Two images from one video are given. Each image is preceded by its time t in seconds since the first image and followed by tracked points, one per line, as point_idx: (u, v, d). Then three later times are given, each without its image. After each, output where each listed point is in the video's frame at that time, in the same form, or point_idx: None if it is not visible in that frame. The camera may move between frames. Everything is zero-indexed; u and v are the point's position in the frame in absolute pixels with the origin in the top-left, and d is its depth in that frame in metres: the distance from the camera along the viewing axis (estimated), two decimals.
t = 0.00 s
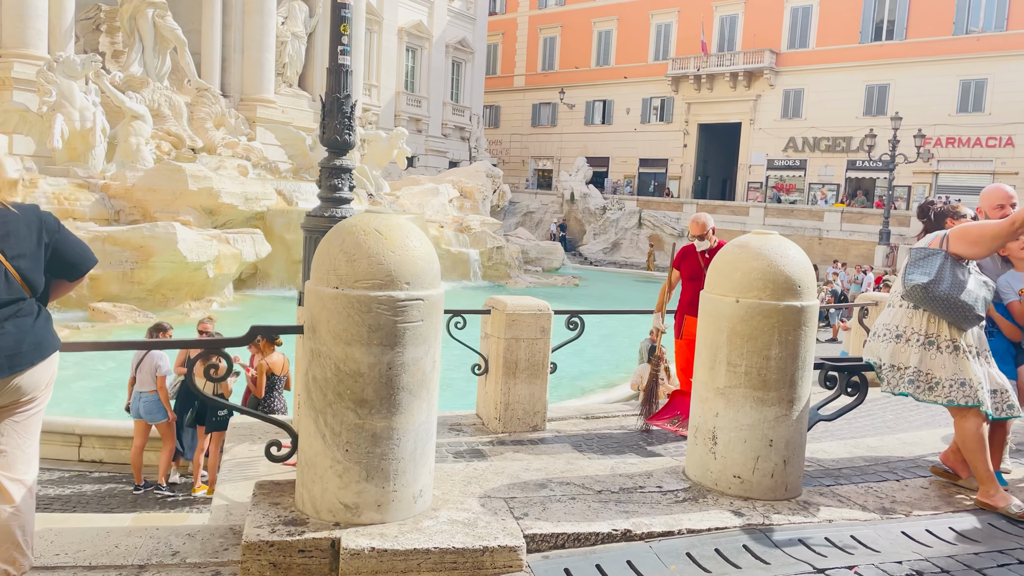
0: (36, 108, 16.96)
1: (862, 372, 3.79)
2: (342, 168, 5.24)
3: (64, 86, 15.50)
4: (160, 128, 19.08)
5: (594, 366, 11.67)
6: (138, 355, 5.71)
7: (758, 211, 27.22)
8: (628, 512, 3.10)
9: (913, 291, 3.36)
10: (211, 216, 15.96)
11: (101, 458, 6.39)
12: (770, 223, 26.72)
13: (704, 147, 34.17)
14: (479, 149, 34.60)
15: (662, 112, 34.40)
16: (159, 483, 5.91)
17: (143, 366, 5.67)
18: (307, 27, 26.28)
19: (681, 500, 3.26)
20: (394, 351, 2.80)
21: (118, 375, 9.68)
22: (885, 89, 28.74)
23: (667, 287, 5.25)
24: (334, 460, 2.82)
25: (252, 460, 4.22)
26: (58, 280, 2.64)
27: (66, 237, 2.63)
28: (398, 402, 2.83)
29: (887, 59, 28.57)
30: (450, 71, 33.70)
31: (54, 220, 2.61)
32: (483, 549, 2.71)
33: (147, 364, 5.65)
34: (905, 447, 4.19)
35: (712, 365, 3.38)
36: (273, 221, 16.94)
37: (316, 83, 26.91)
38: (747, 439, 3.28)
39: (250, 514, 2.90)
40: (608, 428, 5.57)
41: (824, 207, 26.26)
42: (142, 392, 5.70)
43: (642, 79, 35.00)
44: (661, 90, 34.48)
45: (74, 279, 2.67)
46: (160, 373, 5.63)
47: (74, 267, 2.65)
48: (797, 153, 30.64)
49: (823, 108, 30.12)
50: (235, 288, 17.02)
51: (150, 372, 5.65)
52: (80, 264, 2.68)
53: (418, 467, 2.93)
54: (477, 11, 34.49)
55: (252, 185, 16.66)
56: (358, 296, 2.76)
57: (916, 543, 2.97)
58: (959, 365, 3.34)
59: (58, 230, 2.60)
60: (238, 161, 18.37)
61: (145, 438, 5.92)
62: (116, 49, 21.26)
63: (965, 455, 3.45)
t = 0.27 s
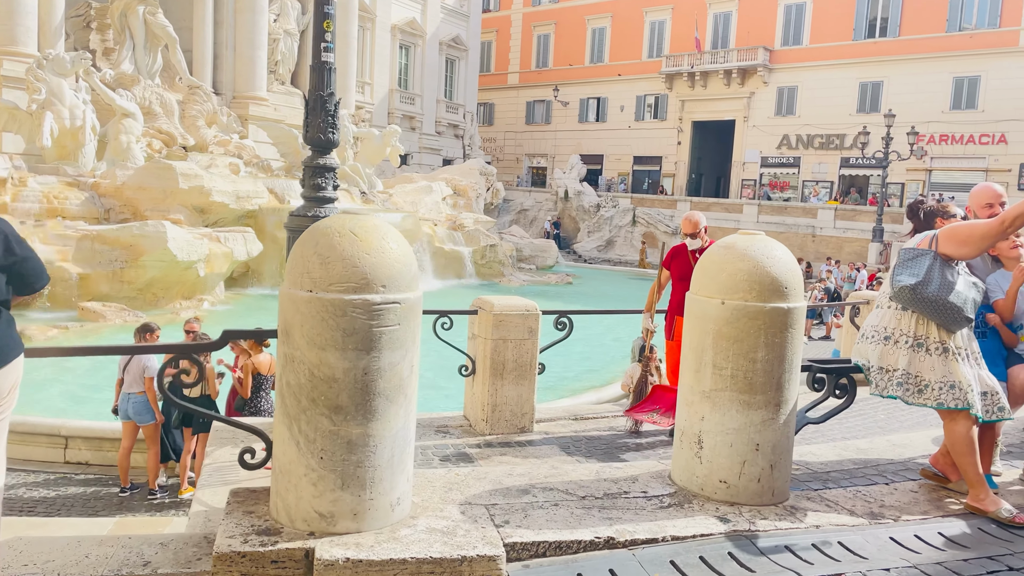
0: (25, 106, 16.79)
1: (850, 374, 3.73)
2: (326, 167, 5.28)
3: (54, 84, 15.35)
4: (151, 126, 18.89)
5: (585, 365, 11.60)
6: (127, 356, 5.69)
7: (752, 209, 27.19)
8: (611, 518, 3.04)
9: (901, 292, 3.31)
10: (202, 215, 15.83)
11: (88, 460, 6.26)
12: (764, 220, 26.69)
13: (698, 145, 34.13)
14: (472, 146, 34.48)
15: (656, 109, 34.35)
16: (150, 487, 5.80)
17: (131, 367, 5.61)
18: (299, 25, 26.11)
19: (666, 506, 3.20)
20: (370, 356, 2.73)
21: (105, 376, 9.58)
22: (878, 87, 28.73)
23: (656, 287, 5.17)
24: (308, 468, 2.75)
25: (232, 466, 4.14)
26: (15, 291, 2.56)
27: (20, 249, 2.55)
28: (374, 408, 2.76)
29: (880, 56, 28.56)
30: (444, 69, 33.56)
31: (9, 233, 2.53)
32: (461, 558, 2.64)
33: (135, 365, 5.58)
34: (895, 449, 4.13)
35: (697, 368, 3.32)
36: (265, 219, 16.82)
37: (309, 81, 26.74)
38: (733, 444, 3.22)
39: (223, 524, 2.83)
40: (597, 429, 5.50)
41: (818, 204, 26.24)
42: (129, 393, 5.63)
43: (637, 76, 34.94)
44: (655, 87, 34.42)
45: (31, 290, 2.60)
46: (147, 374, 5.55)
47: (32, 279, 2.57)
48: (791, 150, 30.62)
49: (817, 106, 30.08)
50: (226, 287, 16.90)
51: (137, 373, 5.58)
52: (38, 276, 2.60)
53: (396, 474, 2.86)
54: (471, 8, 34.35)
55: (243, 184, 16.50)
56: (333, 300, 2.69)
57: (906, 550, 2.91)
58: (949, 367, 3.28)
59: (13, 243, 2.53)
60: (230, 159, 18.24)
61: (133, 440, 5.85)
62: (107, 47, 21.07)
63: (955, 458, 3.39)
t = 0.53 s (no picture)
0: (9, 104, 16.58)
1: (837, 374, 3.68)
2: (308, 166, 5.37)
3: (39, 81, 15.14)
4: (138, 124, 18.68)
5: (575, 364, 11.55)
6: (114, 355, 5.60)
7: (742, 206, 27.21)
8: (593, 522, 2.98)
9: (888, 290, 3.26)
10: (190, 213, 15.67)
11: (70, 462, 6.14)
12: (754, 217, 26.70)
13: (689, 142, 34.14)
14: (463, 144, 34.37)
15: (647, 107, 34.31)
16: (133, 489, 5.67)
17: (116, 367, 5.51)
18: (288, 22, 25.93)
19: (650, 508, 3.14)
20: (345, 358, 2.66)
21: (88, 377, 9.46)
22: (868, 84, 28.77)
23: (646, 285, 5.11)
24: (281, 473, 2.68)
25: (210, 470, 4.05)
26: None
27: None
28: (349, 412, 2.69)
29: (870, 53, 28.62)
30: (434, 66, 33.44)
31: None
32: (438, 565, 2.58)
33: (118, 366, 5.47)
34: (883, 449, 4.08)
35: (681, 369, 3.27)
36: (253, 218, 16.68)
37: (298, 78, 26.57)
38: (718, 445, 3.16)
39: (194, 532, 2.75)
40: (584, 430, 5.44)
41: (808, 202, 26.27)
42: (114, 393, 5.53)
43: (627, 73, 34.91)
44: (646, 85, 34.40)
45: None
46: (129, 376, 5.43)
47: None
48: (781, 147, 30.65)
49: (807, 103, 30.11)
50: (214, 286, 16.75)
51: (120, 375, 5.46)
52: None
53: (373, 479, 2.79)
54: (462, 5, 34.23)
55: (231, 182, 16.34)
56: (305, 300, 2.61)
57: (893, 553, 2.86)
58: (937, 367, 3.23)
59: None
60: (218, 157, 18.08)
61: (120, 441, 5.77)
62: (94, 44, 20.85)
63: (943, 458, 3.34)
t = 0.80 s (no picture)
0: None
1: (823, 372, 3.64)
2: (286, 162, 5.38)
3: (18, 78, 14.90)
4: (119, 122, 18.40)
5: (561, 362, 11.50)
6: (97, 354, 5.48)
7: (728, 203, 27.27)
8: (577, 525, 2.92)
9: (874, 287, 3.22)
10: (172, 212, 15.48)
11: (49, 464, 5.99)
12: (740, 214, 26.77)
13: (674, 140, 34.19)
14: (449, 142, 34.23)
15: (632, 104, 34.33)
16: (112, 492, 5.56)
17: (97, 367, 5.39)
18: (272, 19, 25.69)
19: (634, 510, 3.08)
20: (320, 358, 2.58)
21: (67, 378, 9.30)
22: (852, 81, 28.90)
23: (637, 283, 5.07)
24: (254, 478, 2.61)
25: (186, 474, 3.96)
26: None
27: None
28: (324, 414, 2.61)
29: (854, 50, 28.75)
30: (419, 63, 33.27)
31: None
32: (417, 571, 2.51)
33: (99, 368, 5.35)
34: (869, 446, 4.05)
35: (666, 367, 3.21)
36: (236, 216, 16.50)
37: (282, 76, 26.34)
38: (703, 444, 3.11)
39: (164, 539, 2.67)
40: (569, 429, 5.38)
41: (793, 198, 26.36)
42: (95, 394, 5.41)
43: (613, 71, 34.90)
44: (632, 82, 34.41)
45: None
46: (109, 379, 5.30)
47: None
48: (767, 144, 30.73)
49: (791, 100, 30.21)
50: (197, 285, 16.57)
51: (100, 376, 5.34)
52: None
53: (350, 483, 2.72)
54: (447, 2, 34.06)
55: (214, 179, 16.14)
56: (278, 300, 2.53)
57: (881, 552, 2.82)
58: (923, 364, 3.20)
59: None
60: (201, 155, 17.88)
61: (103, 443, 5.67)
62: (75, 41, 20.54)
63: (929, 456, 3.30)
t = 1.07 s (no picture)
0: None
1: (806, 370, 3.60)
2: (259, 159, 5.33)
3: None
4: (93, 119, 18.06)
5: (542, 360, 11.45)
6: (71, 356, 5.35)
7: (707, 200, 27.37)
8: (558, 528, 2.85)
9: (857, 284, 3.18)
10: (148, 210, 15.21)
11: (20, 469, 5.85)
12: (719, 211, 26.89)
13: (654, 137, 34.28)
14: (429, 139, 34.06)
15: (612, 101, 34.36)
16: (85, 497, 5.41)
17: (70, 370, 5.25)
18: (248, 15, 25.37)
19: (616, 512, 3.03)
20: (291, 361, 2.49)
21: (39, 380, 9.10)
22: (829, 78, 29.11)
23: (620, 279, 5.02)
24: (224, 485, 2.52)
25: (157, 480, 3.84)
26: None
27: None
28: (296, 419, 2.53)
29: (831, 48, 28.95)
30: (399, 60, 33.05)
31: None
32: None
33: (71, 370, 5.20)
34: (851, 443, 4.03)
35: (648, 366, 3.16)
36: (213, 214, 16.25)
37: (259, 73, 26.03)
38: (685, 444, 3.07)
39: (130, 549, 2.57)
40: (550, 428, 5.32)
41: (772, 195, 26.52)
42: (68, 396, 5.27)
43: (592, 67, 34.90)
44: (611, 79, 34.43)
45: None
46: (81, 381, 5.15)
47: None
48: (746, 141, 30.87)
49: (770, 97, 30.36)
50: (174, 285, 16.31)
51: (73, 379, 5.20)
52: None
53: (324, 488, 2.63)
54: None
55: (191, 177, 15.88)
56: (246, 301, 2.44)
57: (867, 553, 2.78)
58: (906, 361, 3.17)
59: None
60: (177, 153, 17.61)
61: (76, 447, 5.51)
62: (46, 37, 20.14)
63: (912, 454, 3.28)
